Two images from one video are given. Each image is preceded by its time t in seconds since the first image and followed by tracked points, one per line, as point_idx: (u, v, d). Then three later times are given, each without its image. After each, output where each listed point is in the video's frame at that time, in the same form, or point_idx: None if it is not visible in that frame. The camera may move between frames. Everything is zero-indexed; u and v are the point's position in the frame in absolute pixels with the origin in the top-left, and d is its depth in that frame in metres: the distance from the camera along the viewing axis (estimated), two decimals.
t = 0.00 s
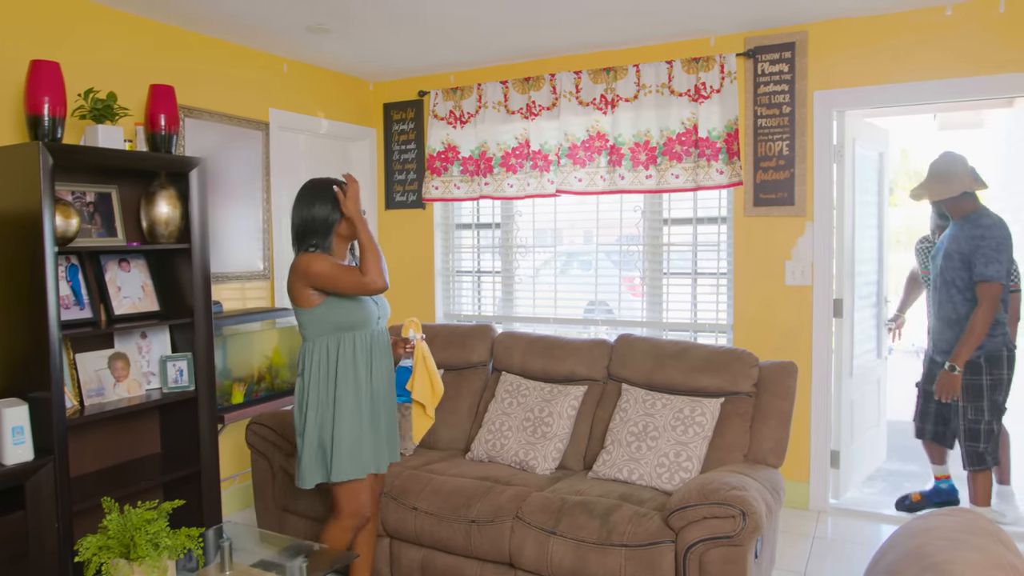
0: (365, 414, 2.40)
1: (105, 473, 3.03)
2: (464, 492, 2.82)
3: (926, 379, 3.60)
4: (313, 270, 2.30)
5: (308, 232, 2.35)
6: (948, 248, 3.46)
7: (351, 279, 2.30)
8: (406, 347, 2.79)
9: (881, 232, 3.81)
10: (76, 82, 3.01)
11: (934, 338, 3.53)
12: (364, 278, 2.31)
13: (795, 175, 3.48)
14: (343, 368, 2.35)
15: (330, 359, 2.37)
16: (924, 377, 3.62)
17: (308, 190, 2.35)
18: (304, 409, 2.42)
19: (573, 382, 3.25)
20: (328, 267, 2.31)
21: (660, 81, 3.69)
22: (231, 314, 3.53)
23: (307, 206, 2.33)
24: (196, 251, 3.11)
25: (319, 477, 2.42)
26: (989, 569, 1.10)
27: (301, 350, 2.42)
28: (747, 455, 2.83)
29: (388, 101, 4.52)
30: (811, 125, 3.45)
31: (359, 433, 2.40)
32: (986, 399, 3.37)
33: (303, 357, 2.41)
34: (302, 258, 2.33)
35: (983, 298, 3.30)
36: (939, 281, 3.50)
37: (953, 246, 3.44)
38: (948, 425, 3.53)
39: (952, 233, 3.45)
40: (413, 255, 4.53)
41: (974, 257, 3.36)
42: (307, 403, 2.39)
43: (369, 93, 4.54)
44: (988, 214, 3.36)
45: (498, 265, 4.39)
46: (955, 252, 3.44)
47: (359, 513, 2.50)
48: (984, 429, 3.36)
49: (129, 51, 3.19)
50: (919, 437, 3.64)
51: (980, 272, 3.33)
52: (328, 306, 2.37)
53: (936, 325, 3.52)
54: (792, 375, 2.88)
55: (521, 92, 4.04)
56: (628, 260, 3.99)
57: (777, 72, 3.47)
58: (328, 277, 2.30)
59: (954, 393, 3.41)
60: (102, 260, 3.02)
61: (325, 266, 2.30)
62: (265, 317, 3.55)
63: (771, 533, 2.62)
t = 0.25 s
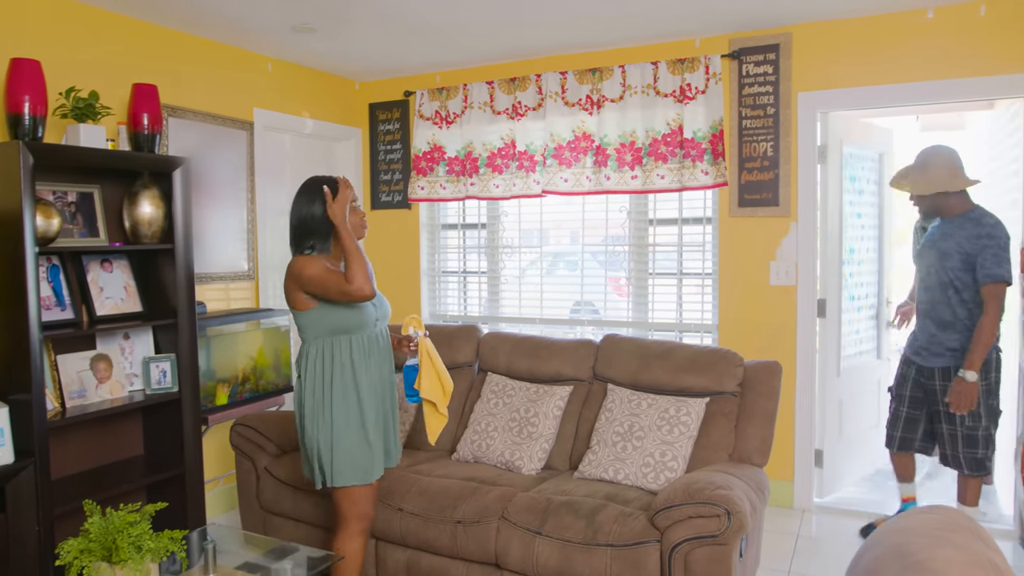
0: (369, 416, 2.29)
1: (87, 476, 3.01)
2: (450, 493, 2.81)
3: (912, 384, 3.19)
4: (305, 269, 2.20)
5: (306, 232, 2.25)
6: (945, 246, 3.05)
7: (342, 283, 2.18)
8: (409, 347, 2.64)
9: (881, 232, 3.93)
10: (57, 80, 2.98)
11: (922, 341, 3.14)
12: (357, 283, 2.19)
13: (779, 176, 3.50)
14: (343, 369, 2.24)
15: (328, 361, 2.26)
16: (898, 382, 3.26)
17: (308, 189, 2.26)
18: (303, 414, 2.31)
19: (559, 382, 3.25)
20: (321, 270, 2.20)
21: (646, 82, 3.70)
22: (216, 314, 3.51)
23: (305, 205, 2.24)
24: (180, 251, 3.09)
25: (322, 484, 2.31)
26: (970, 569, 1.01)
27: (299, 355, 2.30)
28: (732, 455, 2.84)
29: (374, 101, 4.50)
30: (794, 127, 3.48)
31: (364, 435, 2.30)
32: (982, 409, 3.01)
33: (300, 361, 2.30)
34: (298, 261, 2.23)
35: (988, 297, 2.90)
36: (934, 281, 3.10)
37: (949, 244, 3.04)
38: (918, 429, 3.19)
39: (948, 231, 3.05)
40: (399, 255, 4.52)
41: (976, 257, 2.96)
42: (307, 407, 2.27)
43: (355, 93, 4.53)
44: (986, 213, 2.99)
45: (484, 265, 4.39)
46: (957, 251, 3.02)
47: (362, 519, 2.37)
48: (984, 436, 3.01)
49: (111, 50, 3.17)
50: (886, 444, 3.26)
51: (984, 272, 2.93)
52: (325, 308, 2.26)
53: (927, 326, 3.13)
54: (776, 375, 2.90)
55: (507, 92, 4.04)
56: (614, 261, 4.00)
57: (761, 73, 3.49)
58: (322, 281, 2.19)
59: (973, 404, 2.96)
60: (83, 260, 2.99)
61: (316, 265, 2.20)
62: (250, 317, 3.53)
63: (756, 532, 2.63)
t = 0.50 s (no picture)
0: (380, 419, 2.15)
1: (75, 477, 2.99)
2: (441, 493, 2.81)
3: (904, 400, 2.80)
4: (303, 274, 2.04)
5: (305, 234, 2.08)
6: (943, 252, 2.67)
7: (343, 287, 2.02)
8: (409, 348, 2.42)
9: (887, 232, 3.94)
10: (44, 79, 2.95)
11: (916, 352, 2.74)
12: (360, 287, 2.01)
13: (769, 176, 3.51)
14: (352, 371, 2.10)
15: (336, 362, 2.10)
16: (886, 397, 2.86)
17: (302, 187, 2.07)
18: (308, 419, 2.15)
19: (550, 382, 3.25)
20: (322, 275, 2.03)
21: (636, 82, 3.71)
22: (205, 315, 3.49)
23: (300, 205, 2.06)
24: (169, 252, 3.07)
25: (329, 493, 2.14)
26: (959, 567, 0.96)
27: (302, 359, 2.14)
28: (723, 454, 2.84)
29: (365, 101, 4.50)
30: (784, 128, 3.49)
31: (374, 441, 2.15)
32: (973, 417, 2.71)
33: (304, 364, 2.14)
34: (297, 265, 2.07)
35: (997, 306, 2.59)
36: (933, 288, 2.71)
37: (948, 249, 2.66)
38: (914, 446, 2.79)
39: (943, 237, 2.67)
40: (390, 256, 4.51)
41: (980, 263, 2.61)
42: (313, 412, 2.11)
43: (345, 93, 4.52)
44: (974, 218, 2.66)
45: (475, 265, 4.39)
46: (959, 257, 2.65)
47: (359, 527, 2.22)
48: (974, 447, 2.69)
49: (99, 48, 3.14)
50: (885, 466, 2.83)
51: (987, 281, 2.61)
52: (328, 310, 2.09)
53: (921, 337, 2.73)
54: (766, 374, 2.91)
55: (498, 92, 4.04)
56: (605, 261, 4.01)
57: (751, 74, 3.51)
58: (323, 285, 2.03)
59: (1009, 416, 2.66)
60: (71, 261, 2.97)
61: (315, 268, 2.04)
62: (240, 318, 3.51)
63: (746, 531, 2.64)
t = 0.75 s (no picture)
0: (386, 420, 2.11)
1: (68, 478, 2.98)
2: (435, 494, 2.81)
3: (890, 412, 2.63)
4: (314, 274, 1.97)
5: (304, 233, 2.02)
6: (936, 249, 2.50)
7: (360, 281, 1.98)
8: (404, 352, 2.41)
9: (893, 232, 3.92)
10: (37, 78, 2.94)
11: (909, 359, 2.56)
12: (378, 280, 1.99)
13: (763, 176, 3.52)
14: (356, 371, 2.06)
15: (344, 364, 2.06)
16: (870, 409, 2.68)
17: (298, 187, 2.03)
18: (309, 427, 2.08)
19: (544, 382, 3.26)
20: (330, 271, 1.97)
21: (631, 82, 3.72)
22: (199, 315, 3.48)
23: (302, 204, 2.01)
24: (163, 252, 3.06)
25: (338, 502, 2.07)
26: (951, 563, 0.96)
27: (302, 364, 2.08)
28: (717, 454, 2.85)
29: (360, 101, 4.49)
30: (778, 128, 3.50)
31: (381, 443, 2.10)
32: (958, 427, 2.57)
33: (303, 369, 2.07)
34: (298, 264, 2.00)
35: (990, 303, 2.46)
36: (928, 288, 2.53)
37: (941, 247, 2.49)
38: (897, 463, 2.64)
39: (934, 234, 2.50)
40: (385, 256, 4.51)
41: (975, 259, 2.46)
42: (318, 418, 2.05)
43: (340, 92, 4.52)
44: (957, 214, 2.52)
45: (469, 266, 4.39)
46: (953, 254, 2.48)
47: (352, 531, 2.18)
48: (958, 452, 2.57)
49: (92, 47, 3.13)
50: (870, 485, 2.67)
51: (981, 277, 2.46)
52: (332, 312, 2.04)
53: (913, 341, 2.55)
54: (761, 374, 2.91)
55: (492, 92, 4.04)
56: (600, 261, 4.01)
57: (746, 75, 3.51)
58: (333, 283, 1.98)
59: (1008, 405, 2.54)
60: (64, 261, 2.96)
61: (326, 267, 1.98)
62: (234, 318, 3.50)
63: (740, 531, 2.64)
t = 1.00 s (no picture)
0: (387, 426, 2.11)
1: (65, 479, 2.97)
2: (433, 494, 2.80)
3: (877, 417, 2.63)
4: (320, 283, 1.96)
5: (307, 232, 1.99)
6: (919, 246, 2.48)
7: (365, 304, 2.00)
8: (397, 357, 2.40)
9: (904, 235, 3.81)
10: (33, 78, 2.93)
11: (893, 361, 2.56)
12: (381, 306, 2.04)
13: (760, 176, 3.53)
14: (359, 377, 2.06)
15: (345, 367, 2.06)
16: (856, 415, 2.70)
17: (299, 186, 2.01)
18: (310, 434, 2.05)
19: (542, 382, 3.26)
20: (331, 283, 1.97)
21: (628, 83, 3.72)
22: (196, 315, 3.48)
23: (303, 205, 1.99)
24: (160, 252, 3.06)
25: (340, 511, 2.04)
26: (947, 563, 0.95)
27: (303, 371, 2.05)
28: (715, 454, 2.85)
29: (356, 101, 4.49)
30: (775, 128, 3.50)
31: (382, 450, 2.10)
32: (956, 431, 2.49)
33: (304, 375, 2.05)
34: (302, 269, 1.99)
35: (981, 301, 2.39)
36: (910, 287, 2.52)
37: (924, 245, 2.47)
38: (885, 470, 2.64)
39: (917, 230, 2.49)
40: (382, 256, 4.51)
41: (962, 256, 2.42)
42: (321, 424, 2.03)
43: (337, 93, 4.51)
44: (947, 208, 2.48)
45: (466, 266, 4.38)
46: (937, 252, 2.46)
47: (347, 537, 2.12)
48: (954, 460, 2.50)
49: (89, 47, 3.13)
50: (848, 491, 2.71)
51: (967, 274, 2.42)
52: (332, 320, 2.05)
53: (897, 342, 2.55)
54: (758, 374, 2.92)
55: (490, 93, 4.04)
56: (597, 261, 4.01)
57: (743, 75, 3.52)
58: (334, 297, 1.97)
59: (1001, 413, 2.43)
60: (61, 261, 2.95)
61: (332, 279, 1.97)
62: (231, 318, 3.50)
63: (737, 531, 2.64)
